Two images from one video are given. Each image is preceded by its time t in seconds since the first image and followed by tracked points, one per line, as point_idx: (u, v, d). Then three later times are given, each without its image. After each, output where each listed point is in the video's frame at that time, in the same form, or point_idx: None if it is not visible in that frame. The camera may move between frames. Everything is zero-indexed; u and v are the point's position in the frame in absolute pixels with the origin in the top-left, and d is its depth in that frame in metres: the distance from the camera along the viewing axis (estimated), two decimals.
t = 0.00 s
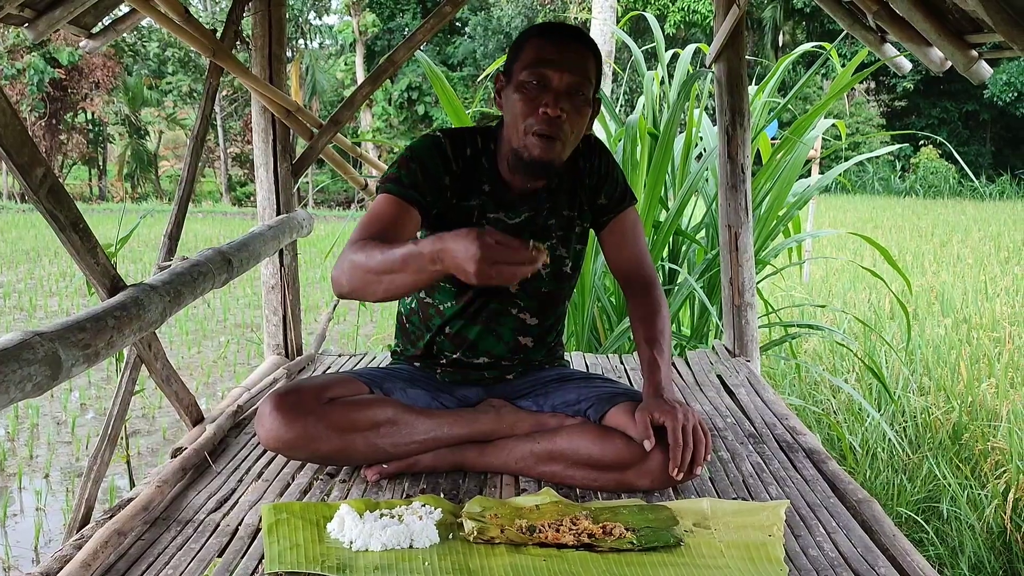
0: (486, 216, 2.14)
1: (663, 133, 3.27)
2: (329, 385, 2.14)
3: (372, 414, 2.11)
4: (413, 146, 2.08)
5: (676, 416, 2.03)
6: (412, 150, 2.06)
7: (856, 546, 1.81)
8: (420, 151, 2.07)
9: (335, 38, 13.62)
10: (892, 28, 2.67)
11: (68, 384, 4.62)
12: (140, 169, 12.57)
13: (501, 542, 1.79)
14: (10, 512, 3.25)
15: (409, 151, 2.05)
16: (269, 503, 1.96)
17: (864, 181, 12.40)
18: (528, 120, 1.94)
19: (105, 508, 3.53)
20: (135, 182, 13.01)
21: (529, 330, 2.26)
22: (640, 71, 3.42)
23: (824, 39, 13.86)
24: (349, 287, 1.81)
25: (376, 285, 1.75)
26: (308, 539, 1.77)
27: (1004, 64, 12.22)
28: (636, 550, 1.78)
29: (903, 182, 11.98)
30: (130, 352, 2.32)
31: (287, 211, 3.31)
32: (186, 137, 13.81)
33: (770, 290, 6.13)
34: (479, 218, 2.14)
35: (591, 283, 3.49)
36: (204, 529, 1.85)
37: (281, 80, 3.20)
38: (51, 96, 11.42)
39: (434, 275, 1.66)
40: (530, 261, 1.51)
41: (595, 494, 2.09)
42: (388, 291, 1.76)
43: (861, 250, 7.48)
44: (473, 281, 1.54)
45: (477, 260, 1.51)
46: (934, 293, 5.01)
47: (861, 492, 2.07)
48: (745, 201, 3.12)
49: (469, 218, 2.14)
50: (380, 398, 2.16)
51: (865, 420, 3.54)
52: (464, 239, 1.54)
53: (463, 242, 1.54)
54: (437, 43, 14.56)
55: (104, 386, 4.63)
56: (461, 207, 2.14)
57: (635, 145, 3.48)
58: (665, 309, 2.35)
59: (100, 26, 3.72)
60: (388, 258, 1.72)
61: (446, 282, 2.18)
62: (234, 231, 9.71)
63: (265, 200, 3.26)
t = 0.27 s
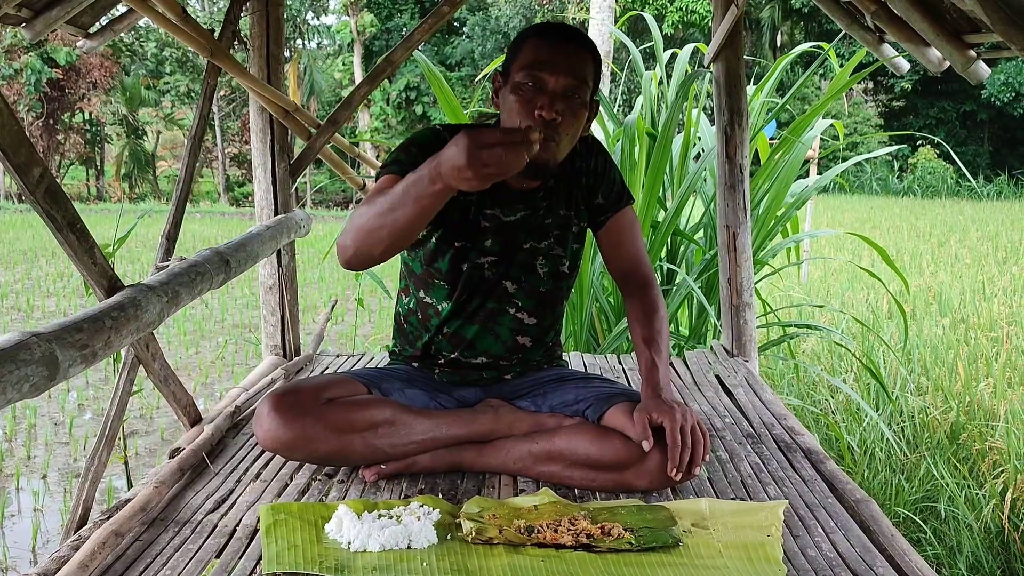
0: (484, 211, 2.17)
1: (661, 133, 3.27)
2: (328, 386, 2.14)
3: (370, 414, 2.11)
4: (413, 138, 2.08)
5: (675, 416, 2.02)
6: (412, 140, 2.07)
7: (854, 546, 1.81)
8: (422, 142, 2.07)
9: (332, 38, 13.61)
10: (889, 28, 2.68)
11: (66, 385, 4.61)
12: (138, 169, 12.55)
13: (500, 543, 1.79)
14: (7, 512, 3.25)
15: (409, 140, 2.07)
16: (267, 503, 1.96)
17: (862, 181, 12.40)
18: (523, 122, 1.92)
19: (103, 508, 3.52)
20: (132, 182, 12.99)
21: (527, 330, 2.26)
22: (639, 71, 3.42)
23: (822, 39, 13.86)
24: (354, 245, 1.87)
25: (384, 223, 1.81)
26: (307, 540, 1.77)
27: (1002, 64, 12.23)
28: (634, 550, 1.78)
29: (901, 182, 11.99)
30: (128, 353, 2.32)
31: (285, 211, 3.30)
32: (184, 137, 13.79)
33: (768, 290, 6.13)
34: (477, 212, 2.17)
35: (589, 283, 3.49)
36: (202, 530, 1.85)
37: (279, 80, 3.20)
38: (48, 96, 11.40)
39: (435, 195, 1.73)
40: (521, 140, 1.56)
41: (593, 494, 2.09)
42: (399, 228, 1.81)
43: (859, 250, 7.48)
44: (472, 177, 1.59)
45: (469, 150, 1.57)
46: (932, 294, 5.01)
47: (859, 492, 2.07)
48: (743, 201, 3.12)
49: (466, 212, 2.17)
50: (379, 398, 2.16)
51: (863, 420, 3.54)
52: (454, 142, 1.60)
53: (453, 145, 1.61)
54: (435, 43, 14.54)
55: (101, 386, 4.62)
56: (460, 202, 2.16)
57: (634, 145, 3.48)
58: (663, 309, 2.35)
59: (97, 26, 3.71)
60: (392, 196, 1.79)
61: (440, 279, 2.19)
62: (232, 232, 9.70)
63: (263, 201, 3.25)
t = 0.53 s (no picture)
0: (484, 212, 2.16)
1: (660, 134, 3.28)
2: (327, 386, 2.14)
3: (369, 415, 2.11)
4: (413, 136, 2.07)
5: (674, 417, 2.03)
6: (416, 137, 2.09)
7: (852, 547, 1.81)
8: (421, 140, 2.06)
9: (331, 38, 13.61)
10: (887, 28, 2.68)
11: (64, 386, 4.61)
12: (136, 169, 12.54)
13: (498, 543, 1.79)
14: (5, 514, 3.24)
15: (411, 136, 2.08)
16: (266, 504, 1.96)
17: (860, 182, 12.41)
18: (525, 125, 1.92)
19: (101, 509, 3.51)
20: (131, 182, 12.98)
21: (527, 331, 2.26)
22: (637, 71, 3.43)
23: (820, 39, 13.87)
24: (348, 244, 1.89)
25: (376, 220, 1.82)
26: (305, 540, 1.77)
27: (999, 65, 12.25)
28: (633, 550, 1.78)
29: (900, 183, 12.00)
30: (126, 353, 2.32)
31: (284, 211, 3.31)
32: (183, 137, 13.78)
33: (767, 291, 6.13)
34: (477, 214, 2.16)
35: (588, 283, 3.49)
36: (201, 530, 1.85)
37: (278, 81, 3.20)
38: (46, 97, 11.40)
39: (424, 188, 1.75)
40: (505, 128, 1.58)
41: (592, 495, 2.09)
42: (391, 222, 1.82)
43: (858, 250, 7.49)
44: (459, 167, 1.61)
45: (453, 141, 1.59)
46: (931, 294, 5.01)
47: (858, 492, 2.07)
48: (742, 202, 3.12)
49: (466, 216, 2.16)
50: (378, 399, 2.16)
51: (862, 420, 3.54)
52: (440, 134, 1.62)
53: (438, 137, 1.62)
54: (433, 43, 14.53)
55: (99, 387, 4.62)
56: (460, 204, 2.16)
57: (632, 146, 3.48)
58: (663, 310, 2.36)
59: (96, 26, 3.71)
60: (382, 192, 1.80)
61: (440, 281, 2.18)
62: (230, 232, 9.69)
63: (262, 201, 3.25)
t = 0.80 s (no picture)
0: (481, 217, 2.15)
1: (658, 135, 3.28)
2: (326, 387, 2.14)
3: (368, 416, 2.11)
4: (409, 142, 2.10)
5: (673, 417, 2.03)
6: (408, 146, 2.07)
7: (852, 547, 1.81)
8: (416, 147, 2.08)
9: (330, 40, 13.62)
10: (886, 29, 2.68)
11: (64, 387, 4.61)
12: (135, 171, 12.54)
13: (497, 544, 1.79)
14: (4, 514, 3.24)
15: (404, 146, 2.07)
16: (265, 505, 1.96)
17: (859, 182, 12.42)
18: (555, 162, 1.87)
19: (101, 510, 3.51)
20: (130, 184, 12.99)
21: (526, 332, 2.26)
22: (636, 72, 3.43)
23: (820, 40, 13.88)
24: (330, 268, 1.84)
25: (365, 259, 1.78)
26: (304, 541, 1.76)
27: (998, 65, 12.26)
28: (632, 551, 1.78)
29: (899, 183, 12.02)
30: (125, 354, 2.32)
31: (282, 212, 3.31)
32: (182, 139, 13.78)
33: (766, 291, 6.14)
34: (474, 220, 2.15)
35: (587, 284, 3.49)
36: (200, 531, 1.85)
37: (277, 82, 3.20)
38: (45, 98, 11.40)
39: (412, 246, 1.71)
40: (504, 216, 1.53)
41: (591, 496, 2.09)
42: (373, 265, 1.78)
43: (857, 251, 7.50)
44: (452, 245, 1.57)
45: (453, 220, 1.53)
46: (930, 295, 5.02)
47: (857, 492, 2.07)
48: (741, 202, 3.12)
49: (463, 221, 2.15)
50: (377, 400, 2.16)
51: (861, 421, 3.55)
52: (442, 205, 1.56)
53: (440, 208, 1.56)
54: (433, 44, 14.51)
55: (99, 388, 4.62)
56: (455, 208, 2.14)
57: (631, 147, 3.48)
58: (661, 310, 2.36)
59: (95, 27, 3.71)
60: (374, 234, 1.75)
61: (439, 283, 2.18)
62: (230, 233, 9.71)
63: (261, 202, 3.25)
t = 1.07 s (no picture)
0: (483, 227, 2.13)
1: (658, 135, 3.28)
2: (326, 389, 2.15)
3: (368, 418, 2.12)
4: (401, 168, 2.04)
5: (673, 418, 2.01)
6: (401, 171, 2.03)
7: (851, 548, 1.81)
8: (409, 174, 2.03)
9: (329, 41, 13.61)
10: (884, 30, 2.68)
11: (63, 388, 4.62)
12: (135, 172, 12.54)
13: (497, 545, 1.79)
14: (3, 516, 3.24)
15: (396, 173, 2.02)
16: (265, 506, 1.96)
17: (858, 183, 12.43)
18: (552, 148, 1.89)
19: (100, 511, 3.51)
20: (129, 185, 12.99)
21: (527, 334, 2.27)
22: (636, 73, 3.42)
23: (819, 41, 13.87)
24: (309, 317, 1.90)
25: (336, 338, 1.85)
26: (304, 543, 1.76)
27: (997, 66, 12.27)
28: (631, 552, 1.78)
29: (898, 184, 12.02)
30: (125, 356, 2.32)
31: (282, 214, 3.30)
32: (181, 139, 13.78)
33: (765, 292, 6.14)
34: (476, 229, 2.13)
35: (586, 284, 3.49)
36: (199, 533, 1.84)
37: (276, 83, 3.20)
38: (44, 100, 11.40)
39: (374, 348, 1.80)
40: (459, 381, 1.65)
41: (591, 497, 2.09)
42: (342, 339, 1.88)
43: (856, 252, 7.50)
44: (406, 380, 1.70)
45: (411, 375, 1.65)
46: (929, 296, 5.02)
47: (856, 493, 2.07)
48: (740, 203, 3.13)
49: (465, 230, 2.13)
50: (377, 402, 2.16)
51: (861, 422, 3.55)
52: (404, 355, 1.66)
53: (406, 349, 1.67)
54: (431, 45, 14.32)
55: (98, 389, 4.63)
56: (455, 217, 2.12)
57: (630, 148, 3.48)
58: (663, 311, 2.35)
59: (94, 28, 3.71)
60: (343, 320, 1.81)
61: (440, 287, 2.18)
62: (230, 234, 9.71)
63: (260, 203, 3.26)
